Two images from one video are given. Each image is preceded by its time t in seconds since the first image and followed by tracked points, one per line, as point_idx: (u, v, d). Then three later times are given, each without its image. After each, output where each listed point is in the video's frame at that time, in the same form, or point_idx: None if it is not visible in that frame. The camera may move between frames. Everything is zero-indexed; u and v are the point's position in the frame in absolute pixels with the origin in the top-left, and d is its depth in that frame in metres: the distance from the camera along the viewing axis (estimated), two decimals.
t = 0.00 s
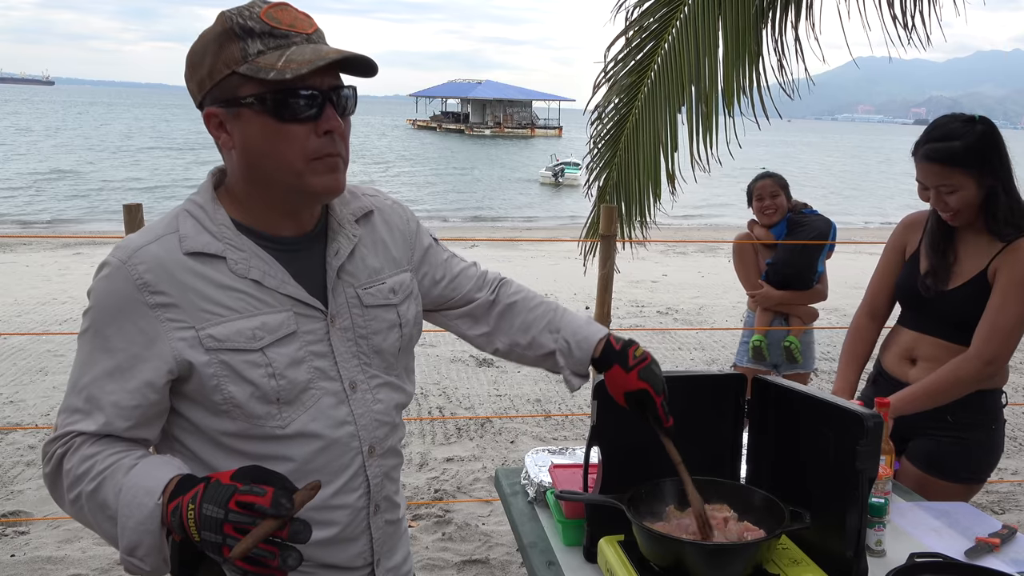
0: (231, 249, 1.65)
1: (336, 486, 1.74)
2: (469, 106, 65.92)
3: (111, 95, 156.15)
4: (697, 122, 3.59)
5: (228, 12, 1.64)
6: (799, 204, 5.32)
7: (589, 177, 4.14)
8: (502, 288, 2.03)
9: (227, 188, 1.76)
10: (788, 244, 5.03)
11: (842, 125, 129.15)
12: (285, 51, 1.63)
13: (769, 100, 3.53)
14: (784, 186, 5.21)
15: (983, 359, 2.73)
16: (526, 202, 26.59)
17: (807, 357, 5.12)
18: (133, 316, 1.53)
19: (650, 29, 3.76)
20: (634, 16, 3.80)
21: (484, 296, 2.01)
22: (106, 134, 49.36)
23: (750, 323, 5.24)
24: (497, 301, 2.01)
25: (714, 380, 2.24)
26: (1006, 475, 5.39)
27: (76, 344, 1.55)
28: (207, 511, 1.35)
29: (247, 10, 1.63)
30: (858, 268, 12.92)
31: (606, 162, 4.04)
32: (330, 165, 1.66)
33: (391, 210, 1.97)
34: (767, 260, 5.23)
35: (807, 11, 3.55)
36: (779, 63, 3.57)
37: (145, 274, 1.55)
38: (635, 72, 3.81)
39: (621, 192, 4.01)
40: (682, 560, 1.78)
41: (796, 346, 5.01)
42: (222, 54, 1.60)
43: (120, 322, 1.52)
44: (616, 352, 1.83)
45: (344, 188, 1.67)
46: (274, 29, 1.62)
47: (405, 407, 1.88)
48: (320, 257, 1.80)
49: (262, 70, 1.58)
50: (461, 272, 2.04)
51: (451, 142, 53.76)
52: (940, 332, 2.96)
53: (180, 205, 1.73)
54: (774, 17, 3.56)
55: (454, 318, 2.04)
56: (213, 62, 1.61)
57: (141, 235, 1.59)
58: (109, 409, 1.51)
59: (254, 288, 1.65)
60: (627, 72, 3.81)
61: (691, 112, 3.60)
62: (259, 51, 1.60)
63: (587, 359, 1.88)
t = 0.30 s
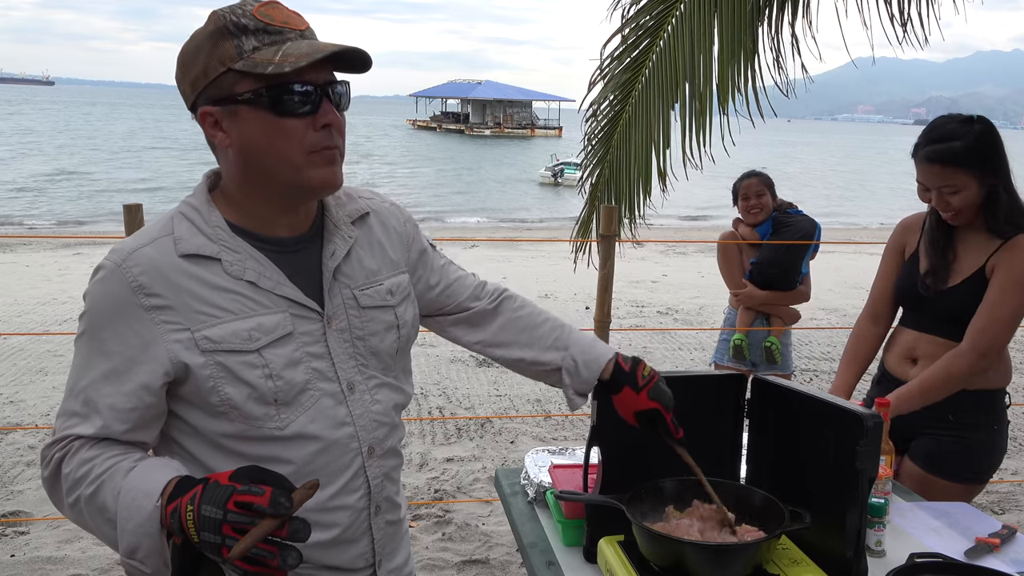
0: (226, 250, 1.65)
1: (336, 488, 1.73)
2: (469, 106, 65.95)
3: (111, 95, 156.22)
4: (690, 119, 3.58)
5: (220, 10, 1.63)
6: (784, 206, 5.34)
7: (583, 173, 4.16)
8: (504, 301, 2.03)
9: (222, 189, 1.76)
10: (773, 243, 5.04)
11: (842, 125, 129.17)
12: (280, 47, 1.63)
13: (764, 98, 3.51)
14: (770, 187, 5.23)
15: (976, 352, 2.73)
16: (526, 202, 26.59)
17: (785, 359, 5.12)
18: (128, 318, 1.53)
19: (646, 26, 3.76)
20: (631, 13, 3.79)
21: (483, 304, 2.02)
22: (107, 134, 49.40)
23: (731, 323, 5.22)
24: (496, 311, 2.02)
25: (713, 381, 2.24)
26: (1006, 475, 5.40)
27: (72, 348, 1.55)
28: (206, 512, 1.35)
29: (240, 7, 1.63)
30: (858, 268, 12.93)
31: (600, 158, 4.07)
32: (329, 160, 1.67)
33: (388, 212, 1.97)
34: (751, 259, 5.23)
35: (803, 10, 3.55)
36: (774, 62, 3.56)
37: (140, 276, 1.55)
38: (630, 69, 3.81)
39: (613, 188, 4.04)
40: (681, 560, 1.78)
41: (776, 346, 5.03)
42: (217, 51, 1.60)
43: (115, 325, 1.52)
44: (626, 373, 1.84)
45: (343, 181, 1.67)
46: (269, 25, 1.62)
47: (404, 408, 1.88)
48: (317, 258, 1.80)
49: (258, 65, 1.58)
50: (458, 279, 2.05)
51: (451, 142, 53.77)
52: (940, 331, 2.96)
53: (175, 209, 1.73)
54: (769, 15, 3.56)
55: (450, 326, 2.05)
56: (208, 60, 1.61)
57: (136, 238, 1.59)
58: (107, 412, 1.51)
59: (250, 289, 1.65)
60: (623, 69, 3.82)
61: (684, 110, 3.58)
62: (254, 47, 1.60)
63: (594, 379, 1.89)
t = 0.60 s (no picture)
0: (227, 250, 1.65)
1: (337, 488, 1.73)
2: (469, 106, 65.97)
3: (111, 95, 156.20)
4: (688, 115, 3.59)
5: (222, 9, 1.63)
6: (783, 204, 5.35)
7: (578, 171, 4.16)
8: (501, 297, 2.01)
9: (224, 189, 1.76)
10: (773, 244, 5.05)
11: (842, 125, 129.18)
12: (283, 45, 1.63)
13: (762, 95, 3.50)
14: (769, 187, 5.23)
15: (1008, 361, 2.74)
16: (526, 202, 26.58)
17: (787, 358, 5.10)
18: (129, 318, 1.53)
19: (643, 22, 3.75)
20: (628, 9, 3.79)
21: (480, 304, 2.01)
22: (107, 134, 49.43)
23: (732, 322, 5.24)
24: (495, 312, 2.00)
25: (713, 380, 2.24)
26: (1005, 474, 5.40)
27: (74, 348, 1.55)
28: (210, 513, 1.35)
29: (243, 6, 1.63)
30: (858, 268, 12.94)
31: (595, 155, 4.07)
32: (332, 160, 1.67)
33: (389, 212, 1.98)
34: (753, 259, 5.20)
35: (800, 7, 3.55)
36: (772, 58, 3.56)
37: (141, 276, 1.55)
38: (627, 64, 3.82)
39: (610, 185, 4.04)
40: (682, 560, 1.78)
41: (778, 346, 5.00)
42: (220, 50, 1.60)
43: (117, 325, 1.52)
44: (614, 370, 1.82)
45: (345, 182, 1.67)
46: (271, 24, 1.62)
47: (405, 409, 1.88)
48: (317, 259, 1.80)
49: (261, 64, 1.58)
50: (458, 277, 2.05)
51: (450, 142, 53.76)
52: (935, 328, 2.96)
53: (176, 208, 1.73)
54: (768, 9, 3.53)
55: (451, 324, 2.04)
56: (210, 58, 1.61)
57: (138, 238, 1.59)
58: (108, 413, 1.50)
59: (251, 289, 1.65)
60: (620, 65, 3.82)
61: (682, 106, 3.59)
62: (257, 46, 1.60)
63: (584, 375, 1.87)
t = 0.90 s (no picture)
0: (226, 248, 1.65)
1: (334, 490, 1.73)
2: (469, 106, 65.96)
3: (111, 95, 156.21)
4: (685, 115, 3.60)
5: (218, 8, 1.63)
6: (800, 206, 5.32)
7: (574, 168, 4.10)
8: (504, 280, 2.03)
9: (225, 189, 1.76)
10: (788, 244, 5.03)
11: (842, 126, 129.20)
12: (279, 43, 1.63)
13: (761, 95, 3.52)
14: (782, 187, 5.19)
15: None
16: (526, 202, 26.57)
17: (808, 358, 5.12)
18: (128, 317, 1.53)
19: (641, 21, 3.76)
20: (626, 9, 3.79)
21: (488, 288, 2.01)
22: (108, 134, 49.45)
23: (751, 324, 5.24)
24: (501, 294, 2.01)
25: (713, 380, 2.24)
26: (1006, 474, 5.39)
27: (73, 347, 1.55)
28: (199, 517, 1.35)
29: (239, 5, 1.62)
30: (858, 268, 12.94)
31: (591, 154, 4.03)
32: (331, 156, 1.66)
33: (390, 211, 1.98)
34: (767, 261, 5.22)
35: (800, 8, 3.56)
36: (771, 58, 3.56)
37: (140, 275, 1.55)
38: (624, 64, 3.82)
39: (605, 183, 4.02)
40: (682, 560, 1.77)
41: (798, 345, 5.04)
42: (216, 50, 1.60)
43: (116, 324, 1.52)
44: (615, 345, 1.80)
45: (345, 177, 1.67)
46: (267, 22, 1.62)
47: (404, 409, 1.88)
48: (318, 258, 1.80)
49: (257, 62, 1.58)
50: (464, 265, 2.04)
51: (450, 142, 53.76)
52: (942, 326, 2.96)
53: (177, 207, 1.73)
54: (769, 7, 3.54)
55: (458, 316, 2.04)
56: (208, 58, 1.61)
57: (137, 237, 1.59)
58: (107, 411, 1.51)
59: (250, 288, 1.65)
60: (617, 64, 3.82)
61: (678, 106, 3.60)
62: (253, 44, 1.60)
63: (587, 350, 1.87)
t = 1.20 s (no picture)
0: (229, 248, 1.65)
1: (335, 490, 1.73)
2: (469, 106, 65.97)
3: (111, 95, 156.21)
4: (687, 117, 3.59)
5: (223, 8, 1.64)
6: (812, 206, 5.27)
7: (578, 172, 4.13)
8: (506, 268, 2.01)
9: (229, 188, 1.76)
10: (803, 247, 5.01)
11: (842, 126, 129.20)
12: (284, 42, 1.63)
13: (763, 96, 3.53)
14: (793, 191, 5.21)
15: None
16: (525, 202, 26.56)
17: (829, 358, 5.12)
18: (132, 316, 1.53)
19: (643, 24, 3.76)
20: (628, 11, 3.80)
21: (490, 279, 2.00)
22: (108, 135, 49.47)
23: (769, 327, 5.24)
24: (503, 282, 2.00)
25: (714, 380, 2.24)
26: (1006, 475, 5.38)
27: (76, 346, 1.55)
28: (202, 519, 1.35)
29: (244, 4, 1.63)
30: (858, 268, 12.94)
31: (596, 156, 4.03)
32: (333, 157, 1.66)
33: (391, 209, 1.98)
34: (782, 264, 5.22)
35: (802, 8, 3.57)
36: (772, 59, 3.57)
37: (143, 274, 1.55)
38: (627, 66, 3.81)
39: (609, 186, 4.02)
40: (682, 560, 1.78)
41: (818, 347, 5.02)
42: (221, 48, 1.60)
43: (119, 322, 1.52)
44: (615, 331, 1.77)
45: (347, 178, 1.67)
46: (272, 21, 1.62)
47: (406, 409, 1.88)
48: (320, 258, 1.80)
49: (262, 61, 1.58)
50: (466, 256, 2.03)
51: (450, 142, 53.76)
52: (987, 344, 2.80)
53: (180, 207, 1.73)
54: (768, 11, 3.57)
55: (462, 309, 2.03)
56: (212, 57, 1.61)
57: (140, 236, 1.59)
58: (109, 411, 1.51)
59: (253, 288, 1.65)
60: (620, 67, 3.81)
61: (682, 109, 3.60)
62: (257, 43, 1.60)
63: (588, 337, 1.82)
